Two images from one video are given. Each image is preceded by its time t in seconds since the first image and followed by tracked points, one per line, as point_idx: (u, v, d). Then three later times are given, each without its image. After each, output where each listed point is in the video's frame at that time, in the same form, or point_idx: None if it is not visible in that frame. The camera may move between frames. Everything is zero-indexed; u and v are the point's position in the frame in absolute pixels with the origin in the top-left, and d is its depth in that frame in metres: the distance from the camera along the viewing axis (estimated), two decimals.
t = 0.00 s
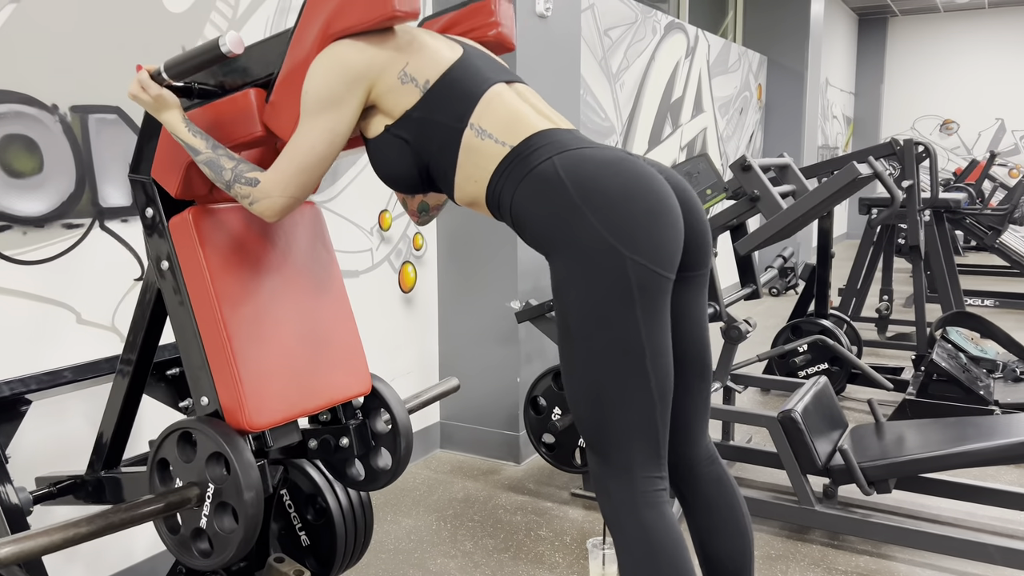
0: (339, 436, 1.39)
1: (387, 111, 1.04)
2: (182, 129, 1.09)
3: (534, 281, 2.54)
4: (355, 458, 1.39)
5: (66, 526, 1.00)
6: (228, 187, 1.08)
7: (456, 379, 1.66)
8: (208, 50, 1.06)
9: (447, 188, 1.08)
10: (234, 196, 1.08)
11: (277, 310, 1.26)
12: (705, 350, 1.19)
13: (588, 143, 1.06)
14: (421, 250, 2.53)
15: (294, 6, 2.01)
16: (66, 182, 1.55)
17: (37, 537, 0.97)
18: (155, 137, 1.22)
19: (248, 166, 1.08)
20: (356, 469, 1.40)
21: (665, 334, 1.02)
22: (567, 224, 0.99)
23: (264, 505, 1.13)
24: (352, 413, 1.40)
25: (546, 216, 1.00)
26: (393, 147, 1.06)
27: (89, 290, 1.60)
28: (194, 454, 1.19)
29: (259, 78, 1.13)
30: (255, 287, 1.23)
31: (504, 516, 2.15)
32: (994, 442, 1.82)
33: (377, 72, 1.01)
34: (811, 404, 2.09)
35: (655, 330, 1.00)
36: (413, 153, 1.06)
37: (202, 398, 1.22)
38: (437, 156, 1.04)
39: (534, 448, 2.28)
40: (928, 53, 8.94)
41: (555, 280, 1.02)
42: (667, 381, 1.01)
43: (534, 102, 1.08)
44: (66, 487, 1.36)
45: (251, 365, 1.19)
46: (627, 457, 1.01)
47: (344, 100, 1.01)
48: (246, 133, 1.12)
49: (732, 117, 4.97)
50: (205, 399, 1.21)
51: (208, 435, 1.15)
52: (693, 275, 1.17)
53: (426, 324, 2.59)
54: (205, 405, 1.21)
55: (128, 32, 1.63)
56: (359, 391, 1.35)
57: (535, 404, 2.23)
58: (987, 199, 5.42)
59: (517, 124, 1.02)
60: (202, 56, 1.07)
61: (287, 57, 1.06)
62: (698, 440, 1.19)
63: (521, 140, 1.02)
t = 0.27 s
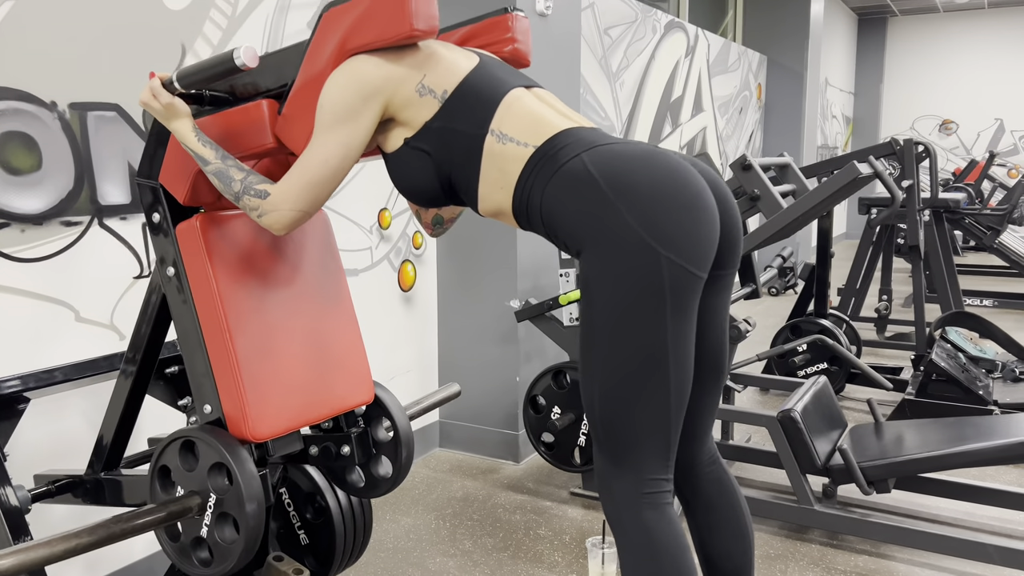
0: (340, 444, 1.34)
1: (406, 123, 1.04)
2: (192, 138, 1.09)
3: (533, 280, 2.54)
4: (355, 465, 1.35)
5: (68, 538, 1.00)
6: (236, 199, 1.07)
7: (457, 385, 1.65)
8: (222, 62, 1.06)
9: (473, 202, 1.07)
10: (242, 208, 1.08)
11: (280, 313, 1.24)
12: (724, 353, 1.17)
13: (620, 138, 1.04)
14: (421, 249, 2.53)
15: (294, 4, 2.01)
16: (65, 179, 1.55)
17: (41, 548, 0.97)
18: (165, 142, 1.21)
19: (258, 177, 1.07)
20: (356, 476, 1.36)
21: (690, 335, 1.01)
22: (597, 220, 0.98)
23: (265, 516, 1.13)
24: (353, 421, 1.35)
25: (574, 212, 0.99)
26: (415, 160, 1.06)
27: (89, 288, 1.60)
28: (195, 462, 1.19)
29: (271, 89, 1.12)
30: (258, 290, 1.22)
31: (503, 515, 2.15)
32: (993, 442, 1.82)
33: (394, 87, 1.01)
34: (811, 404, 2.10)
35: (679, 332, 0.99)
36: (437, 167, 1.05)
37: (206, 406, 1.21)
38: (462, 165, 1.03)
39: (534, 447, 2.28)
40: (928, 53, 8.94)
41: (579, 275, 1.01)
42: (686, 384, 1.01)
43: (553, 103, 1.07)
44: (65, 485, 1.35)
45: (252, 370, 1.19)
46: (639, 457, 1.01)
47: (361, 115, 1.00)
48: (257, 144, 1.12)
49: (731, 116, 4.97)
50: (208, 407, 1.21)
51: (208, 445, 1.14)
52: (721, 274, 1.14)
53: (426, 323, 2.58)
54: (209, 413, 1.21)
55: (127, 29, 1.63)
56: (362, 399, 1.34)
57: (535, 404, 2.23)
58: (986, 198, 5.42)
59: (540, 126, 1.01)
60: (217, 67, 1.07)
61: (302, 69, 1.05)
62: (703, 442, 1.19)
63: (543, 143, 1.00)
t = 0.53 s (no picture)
0: (344, 449, 1.34)
1: (428, 133, 1.03)
2: (205, 145, 1.08)
3: (533, 276, 2.53)
4: (357, 470, 1.35)
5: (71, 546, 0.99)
6: (248, 208, 1.07)
7: (458, 389, 1.65)
8: (239, 72, 1.06)
9: (498, 213, 1.05)
10: (253, 217, 1.07)
11: (288, 315, 1.24)
12: (745, 353, 1.14)
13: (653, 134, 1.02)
14: (421, 245, 2.52)
15: None
16: (64, 173, 1.54)
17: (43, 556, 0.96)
18: (178, 145, 1.20)
19: (270, 187, 1.06)
20: (358, 480, 1.37)
21: (717, 334, 1.00)
22: (628, 216, 0.96)
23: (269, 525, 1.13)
24: (357, 427, 1.36)
25: (604, 207, 0.97)
26: (438, 171, 1.04)
27: (89, 283, 1.59)
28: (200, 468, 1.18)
29: (287, 97, 1.11)
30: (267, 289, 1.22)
31: (502, 511, 2.15)
32: (994, 439, 1.82)
33: (414, 101, 1.00)
34: (811, 401, 2.09)
35: (706, 331, 0.98)
36: (458, 178, 1.04)
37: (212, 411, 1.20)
38: (485, 176, 1.02)
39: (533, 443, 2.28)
40: (927, 50, 8.93)
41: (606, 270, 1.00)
42: (708, 384, 1.00)
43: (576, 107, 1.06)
44: (65, 481, 1.35)
45: (259, 375, 1.18)
46: (655, 454, 1.00)
47: (379, 127, 0.99)
48: (271, 154, 1.11)
49: (731, 112, 4.96)
50: (213, 412, 1.20)
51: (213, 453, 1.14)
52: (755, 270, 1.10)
53: (426, 319, 2.58)
54: (214, 418, 1.20)
55: (127, 23, 1.62)
56: (367, 405, 1.34)
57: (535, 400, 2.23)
58: (986, 195, 5.42)
59: (566, 129, 1.00)
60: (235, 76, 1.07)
61: (319, 79, 1.04)
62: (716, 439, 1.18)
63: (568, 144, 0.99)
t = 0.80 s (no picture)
0: (342, 452, 1.34)
1: (443, 143, 1.02)
2: (212, 150, 1.07)
3: (530, 270, 2.52)
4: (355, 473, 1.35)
5: (69, 550, 0.99)
6: (252, 216, 1.06)
7: (457, 391, 1.65)
8: (249, 80, 1.05)
9: (516, 222, 1.04)
10: (257, 224, 1.06)
11: (293, 314, 1.23)
12: (755, 350, 1.14)
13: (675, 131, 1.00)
14: (418, 239, 2.51)
15: None
16: (59, 166, 1.53)
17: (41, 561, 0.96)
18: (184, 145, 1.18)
19: (275, 194, 1.05)
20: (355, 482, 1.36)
21: (734, 333, 0.99)
22: (651, 213, 0.94)
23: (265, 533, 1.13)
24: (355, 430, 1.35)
25: (626, 204, 0.96)
26: (454, 181, 1.03)
27: (84, 277, 1.58)
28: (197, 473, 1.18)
29: (296, 104, 1.11)
30: (270, 290, 1.21)
31: (498, 506, 2.15)
32: (991, 433, 1.81)
33: (428, 108, 0.99)
34: (809, 395, 2.08)
35: (722, 329, 0.97)
36: (475, 188, 1.02)
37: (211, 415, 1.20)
38: (502, 187, 1.01)
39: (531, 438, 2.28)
40: (926, 45, 8.92)
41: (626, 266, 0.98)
42: (721, 383, 0.99)
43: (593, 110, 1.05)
44: (60, 476, 1.35)
45: (259, 380, 1.18)
46: (662, 450, 1.00)
47: (390, 137, 0.98)
48: (278, 161, 1.10)
49: (730, 107, 4.95)
50: (212, 417, 1.20)
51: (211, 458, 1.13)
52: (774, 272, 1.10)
53: (423, 314, 2.57)
54: (213, 423, 1.20)
55: (121, 14, 1.60)
56: (367, 409, 1.34)
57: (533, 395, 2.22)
58: (983, 190, 5.41)
59: (583, 132, 0.99)
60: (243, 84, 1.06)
61: (330, 88, 1.03)
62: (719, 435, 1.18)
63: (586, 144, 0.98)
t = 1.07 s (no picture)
0: (336, 456, 1.33)
1: (449, 155, 1.02)
2: (214, 158, 1.06)
3: (525, 263, 2.52)
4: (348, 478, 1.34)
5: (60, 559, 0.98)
6: (253, 226, 1.05)
7: (452, 391, 1.64)
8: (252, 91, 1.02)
9: (527, 232, 1.03)
10: (257, 235, 1.05)
11: (291, 317, 1.23)
12: (762, 350, 1.13)
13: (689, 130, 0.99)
14: (412, 232, 2.50)
15: None
16: (49, 158, 1.52)
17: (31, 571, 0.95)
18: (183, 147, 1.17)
19: (276, 205, 1.04)
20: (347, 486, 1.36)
21: (743, 335, 0.98)
22: (663, 211, 0.93)
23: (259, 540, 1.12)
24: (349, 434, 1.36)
25: (638, 203, 0.94)
26: (464, 194, 1.02)
27: (75, 270, 1.57)
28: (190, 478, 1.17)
29: (300, 111, 1.10)
30: (269, 289, 1.20)
31: (492, 499, 2.14)
32: (985, 426, 1.82)
33: (435, 120, 0.99)
34: (803, 389, 2.08)
35: (731, 330, 0.96)
36: (485, 200, 1.02)
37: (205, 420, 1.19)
38: (513, 199, 1.00)
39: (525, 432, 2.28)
40: (921, 38, 8.91)
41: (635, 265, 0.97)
42: (724, 384, 0.99)
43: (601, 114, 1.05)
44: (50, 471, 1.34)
45: (255, 379, 1.17)
46: (660, 449, 0.99)
47: (395, 151, 0.97)
48: (279, 169, 1.09)
49: (725, 99, 4.94)
50: (206, 420, 1.19)
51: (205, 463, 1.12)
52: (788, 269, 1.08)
53: (417, 308, 2.57)
54: (206, 427, 1.19)
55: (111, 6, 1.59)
56: (362, 414, 1.34)
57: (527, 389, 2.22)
58: (978, 183, 5.41)
59: (594, 137, 0.98)
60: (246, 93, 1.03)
61: (335, 97, 1.02)
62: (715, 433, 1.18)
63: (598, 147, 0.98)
